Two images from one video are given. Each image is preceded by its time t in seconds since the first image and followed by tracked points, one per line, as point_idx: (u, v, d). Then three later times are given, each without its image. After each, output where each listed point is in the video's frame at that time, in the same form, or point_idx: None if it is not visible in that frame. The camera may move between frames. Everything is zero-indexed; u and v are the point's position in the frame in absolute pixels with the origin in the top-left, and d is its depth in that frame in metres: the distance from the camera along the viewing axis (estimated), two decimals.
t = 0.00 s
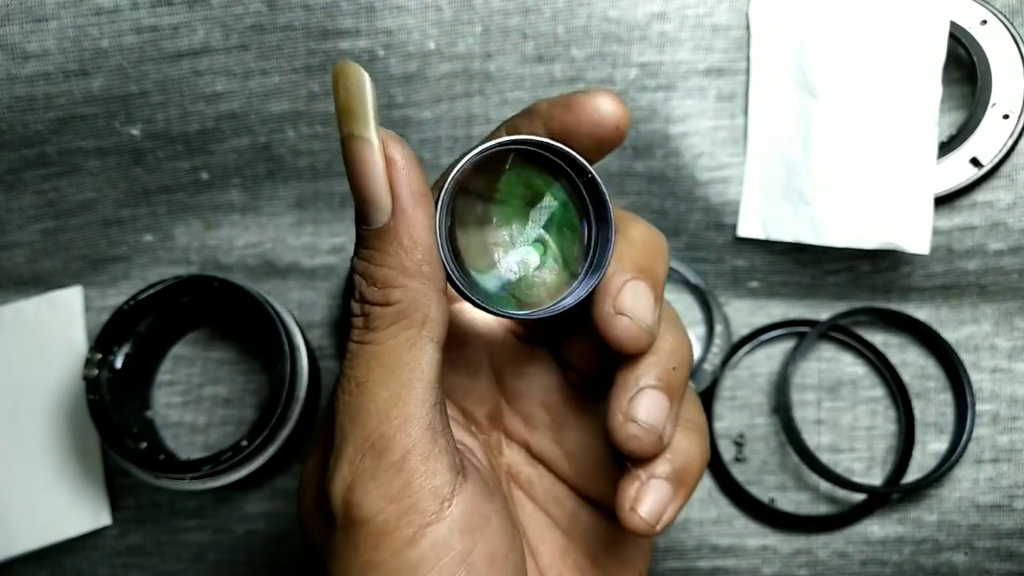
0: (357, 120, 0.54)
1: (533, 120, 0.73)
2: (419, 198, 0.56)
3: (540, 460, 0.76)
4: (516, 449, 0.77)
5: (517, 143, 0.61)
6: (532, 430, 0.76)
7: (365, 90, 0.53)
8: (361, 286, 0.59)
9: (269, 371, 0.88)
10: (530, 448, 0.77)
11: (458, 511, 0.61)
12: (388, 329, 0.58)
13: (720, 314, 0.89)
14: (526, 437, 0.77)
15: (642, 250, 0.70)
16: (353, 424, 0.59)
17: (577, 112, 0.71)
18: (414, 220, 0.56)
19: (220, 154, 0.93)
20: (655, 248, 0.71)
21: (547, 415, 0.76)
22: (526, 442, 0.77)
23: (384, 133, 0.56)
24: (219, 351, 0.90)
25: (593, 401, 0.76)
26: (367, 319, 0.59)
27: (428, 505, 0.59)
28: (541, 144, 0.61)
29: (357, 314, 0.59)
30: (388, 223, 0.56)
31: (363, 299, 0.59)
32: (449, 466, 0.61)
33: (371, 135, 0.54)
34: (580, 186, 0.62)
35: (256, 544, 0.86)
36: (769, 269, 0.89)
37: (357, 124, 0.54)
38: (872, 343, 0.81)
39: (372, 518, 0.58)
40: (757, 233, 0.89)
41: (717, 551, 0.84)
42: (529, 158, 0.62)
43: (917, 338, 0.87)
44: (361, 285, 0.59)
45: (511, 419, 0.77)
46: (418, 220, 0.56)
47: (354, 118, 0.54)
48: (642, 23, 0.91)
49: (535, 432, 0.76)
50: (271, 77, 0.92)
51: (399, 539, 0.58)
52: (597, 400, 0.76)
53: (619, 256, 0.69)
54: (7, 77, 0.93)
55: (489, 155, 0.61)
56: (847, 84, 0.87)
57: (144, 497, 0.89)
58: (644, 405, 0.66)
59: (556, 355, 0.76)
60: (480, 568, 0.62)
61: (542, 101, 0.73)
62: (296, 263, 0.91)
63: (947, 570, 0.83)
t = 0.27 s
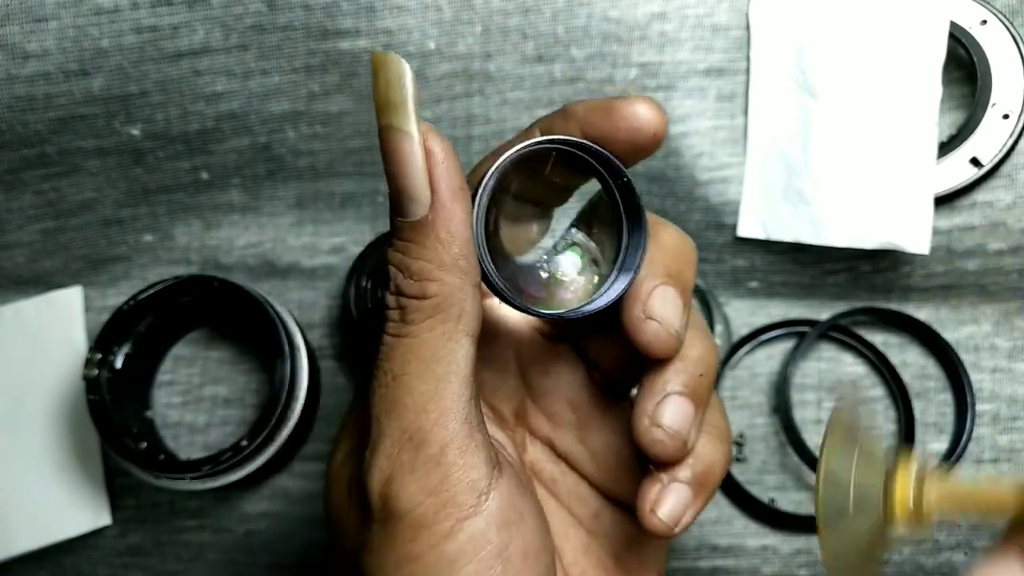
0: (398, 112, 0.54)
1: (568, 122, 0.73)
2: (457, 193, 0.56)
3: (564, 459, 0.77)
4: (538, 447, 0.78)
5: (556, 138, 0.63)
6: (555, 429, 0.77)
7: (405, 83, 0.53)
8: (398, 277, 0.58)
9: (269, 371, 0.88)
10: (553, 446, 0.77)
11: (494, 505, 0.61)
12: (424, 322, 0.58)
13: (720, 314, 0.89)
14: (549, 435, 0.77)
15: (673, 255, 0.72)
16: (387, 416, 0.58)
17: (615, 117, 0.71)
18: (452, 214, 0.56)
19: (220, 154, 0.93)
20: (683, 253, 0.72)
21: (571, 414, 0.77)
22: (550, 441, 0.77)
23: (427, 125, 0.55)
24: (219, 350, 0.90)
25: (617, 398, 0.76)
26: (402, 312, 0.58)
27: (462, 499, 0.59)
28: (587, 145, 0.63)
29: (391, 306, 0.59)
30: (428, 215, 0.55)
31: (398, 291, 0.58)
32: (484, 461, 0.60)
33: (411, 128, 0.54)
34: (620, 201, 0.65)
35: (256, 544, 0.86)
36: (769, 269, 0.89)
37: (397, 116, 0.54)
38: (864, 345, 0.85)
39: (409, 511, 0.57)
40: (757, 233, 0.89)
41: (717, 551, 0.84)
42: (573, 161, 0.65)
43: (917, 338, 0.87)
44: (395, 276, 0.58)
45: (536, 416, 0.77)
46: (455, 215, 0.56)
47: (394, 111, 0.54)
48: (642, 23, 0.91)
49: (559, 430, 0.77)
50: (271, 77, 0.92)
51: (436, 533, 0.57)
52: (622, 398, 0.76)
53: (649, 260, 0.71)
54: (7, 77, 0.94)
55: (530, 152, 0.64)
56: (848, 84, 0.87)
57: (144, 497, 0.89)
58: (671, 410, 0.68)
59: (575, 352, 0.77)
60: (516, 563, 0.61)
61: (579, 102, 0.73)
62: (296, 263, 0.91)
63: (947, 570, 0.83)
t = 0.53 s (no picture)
0: (481, 119, 0.49)
1: (633, 142, 0.76)
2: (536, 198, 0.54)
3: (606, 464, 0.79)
4: (580, 450, 0.79)
5: (632, 157, 0.65)
6: (597, 434, 0.79)
7: (490, 88, 0.49)
8: (476, 283, 0.55)
9: (268, 371, 0.88)
10: (595, 451, 0.79)
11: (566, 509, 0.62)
12: (504, 330, 0.55)
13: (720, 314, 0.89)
14: (589, 441, 0.79)
15: (727, 273, 0.72)
16: (468, 427, 0.56)
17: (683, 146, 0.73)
18: (533, 219, 0.54)
19: (220, 154, 0.93)
20: (735, 272, 0.72)
21: (613, 420, 0.78)
22: (591, 446, 0.79)
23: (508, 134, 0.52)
24: (219, 350, 0.90)
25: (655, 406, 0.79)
26: (481, 319, 0.55)
27: (541, 504, 0.60)
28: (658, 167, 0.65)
29: (465, 315, 0.56)
30: (511, 225, 0.53)
31: (475, 300, 0.55)
32: (555, 464, 0.61)
33: (495, 135, 0.49)
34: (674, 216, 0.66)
35: (256, 544, 0.86)
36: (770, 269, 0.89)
37: (478, 122, 0.49)
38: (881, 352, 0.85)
39: (491, 519, 0.58)
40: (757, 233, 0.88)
41: (718, 551, 0.85)
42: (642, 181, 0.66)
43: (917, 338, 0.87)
44: (473, 282, 0.55)
45: (578, 421, 0.79)
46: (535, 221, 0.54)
47: (476, 117, 0.49)
48: (642, 23, 0.91)
49: (601, 436, 0.79)
50: (271, 78, 0.92)
51: (517, 538, 0.59)
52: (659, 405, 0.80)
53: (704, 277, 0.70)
54: (7, 77, 0.94)
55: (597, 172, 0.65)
56: (848, 84, 0.88)
57: (144, 497, 0.89)
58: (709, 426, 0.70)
59: (619, 360, 0.79)
60: (593, 567, 0.63)
61: (647, 127, 0.77)
62: (296, 263, 0.91)
63: (947, 570, 0.83)
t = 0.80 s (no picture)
0: (495, 111, 0.50)
1: (641, 137, 0.77)
2: (552, 195, 0.53)
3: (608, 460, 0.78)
4: (582, 446, 0.78)
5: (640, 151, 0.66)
6: (600, 429, 0.78)
7: (505, 78, 0.49)
8: (489, 278, 0.54)
9: (269, 371, 0.88)
10: (597, 446, 0.78)
11: (570, 509, 0.61)
12: (516, 326, 0.55)
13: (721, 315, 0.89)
14: (591, 435, 0.78)
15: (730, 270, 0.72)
16: (477, 422, 0.56)
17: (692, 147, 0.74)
18: (547, 215, 0.53)
19: (220, 155, 0.93)
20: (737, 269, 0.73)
21: (615, 415, 0.78)
22: (593, 441, 0.78)
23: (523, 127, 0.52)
24: (219, 350, 0.90)
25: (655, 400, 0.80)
26: (493, 314, 0.55)
27: (547, 501, 0.59)
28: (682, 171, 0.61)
29: (477, 309, 0.55)
30: (526, 219, 0.52)
31: (488, 294, 0.55)
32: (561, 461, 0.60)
33: (509, 125, 0.50)
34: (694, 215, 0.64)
35: (256, 544, 0.86)
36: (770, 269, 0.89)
37: (493, 112, 0.50)
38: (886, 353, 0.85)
39: (498, 516, 0.57)
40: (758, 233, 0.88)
41: (716, 552, 0.85)
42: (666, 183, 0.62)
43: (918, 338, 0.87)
44: (486, 277, 0.54)
45: (580, 415, 0.78)
46: (550, 218, 0.53)
47: (491, 107, 0.50)
48: (642, 23, 0.91)
49: (604, 431, 0.78)
50: (271, 78, 0.92)
51: (522, 535, 0.59)
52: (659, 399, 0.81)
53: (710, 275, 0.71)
54: (7, 77, 0.93)
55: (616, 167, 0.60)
56: (847, 85, 0.88)
57: (144, 497, 0.89)
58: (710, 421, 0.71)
59: (621, 355, 0.80)
60: (597, 565, 0.63)
61: (656, 122, 0.78)
62: (296, 263, 0.91)
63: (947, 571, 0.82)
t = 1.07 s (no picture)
0: (479, 111, 0.52)
1: (630, 134, 0.77)
2: (534, 195, 0.56)
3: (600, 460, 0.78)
4: (575, 446, 0.79)
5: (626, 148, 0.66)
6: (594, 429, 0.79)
7: (489, 79, 0.52)
8: (473, 277, 0.57)
9: (269, 371, 0.88)
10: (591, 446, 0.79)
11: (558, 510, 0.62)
12: (498, 324, 0.57)
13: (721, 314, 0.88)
14: (585, 436, 0.79)
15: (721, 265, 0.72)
16: (458, 421, 0.57)
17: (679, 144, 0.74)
18: (529, 214, 0.56)
19: (220, 155, 0.93)
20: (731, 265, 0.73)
21: (609, 415, 0.79)
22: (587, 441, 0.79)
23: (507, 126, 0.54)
24: (219, 350, 0.90)
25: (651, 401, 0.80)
26: (476, 313, 0.57)
27: (530, 500, 0.60)
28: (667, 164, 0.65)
29: (460, 307, 0.58)
30: (507, 218, 0.55)
31: (471, 293, 0.57)
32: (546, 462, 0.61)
33: (493, 126, 0.52)
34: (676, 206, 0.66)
35: (256, 544, 0.86)
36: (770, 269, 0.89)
37: (477, 114, 0.52)
38: (897, 357, 0.85)
39: (479, 515, 0.58)
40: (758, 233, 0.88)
41: (717, 551, 0.85)
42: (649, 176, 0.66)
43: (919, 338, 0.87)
44: (470, 276, 0.57)
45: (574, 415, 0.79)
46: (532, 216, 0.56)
47: (475, 108, 0.52)
48: (642, 23, 0.91)
49: (597, 431, 0.79)
50: (271, 78, 0.93)
51: (504, 535, 0.59)
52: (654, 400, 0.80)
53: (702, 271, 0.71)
54: (7, 77, 0.94)
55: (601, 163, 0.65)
56: (847, 85, 0.88)
57: (144, 497, 0.89)
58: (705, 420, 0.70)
59: (616, 355, 0.79)
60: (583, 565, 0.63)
61: (644, 119, 0.77)
62: (296, 263, 0.91)
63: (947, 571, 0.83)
